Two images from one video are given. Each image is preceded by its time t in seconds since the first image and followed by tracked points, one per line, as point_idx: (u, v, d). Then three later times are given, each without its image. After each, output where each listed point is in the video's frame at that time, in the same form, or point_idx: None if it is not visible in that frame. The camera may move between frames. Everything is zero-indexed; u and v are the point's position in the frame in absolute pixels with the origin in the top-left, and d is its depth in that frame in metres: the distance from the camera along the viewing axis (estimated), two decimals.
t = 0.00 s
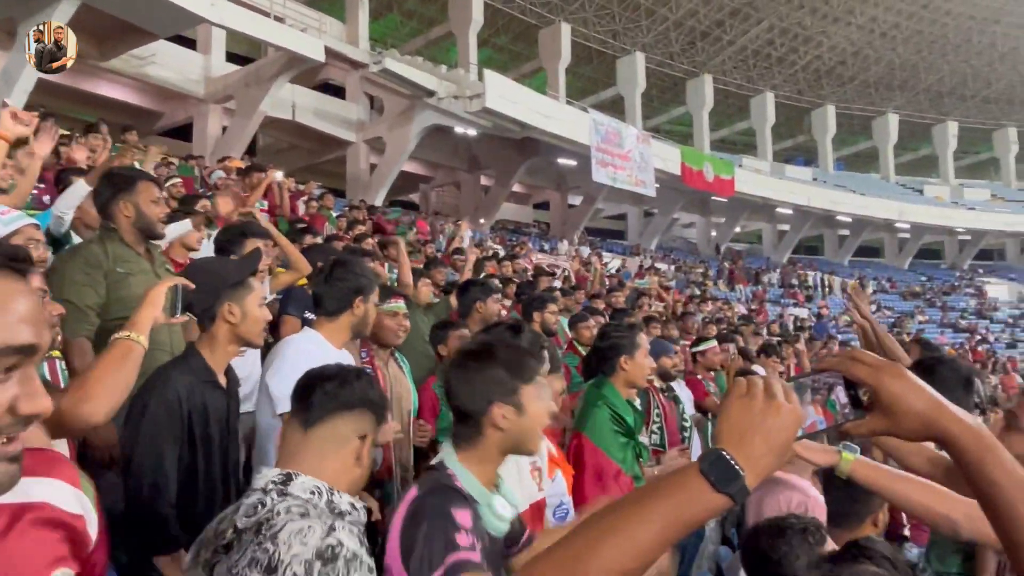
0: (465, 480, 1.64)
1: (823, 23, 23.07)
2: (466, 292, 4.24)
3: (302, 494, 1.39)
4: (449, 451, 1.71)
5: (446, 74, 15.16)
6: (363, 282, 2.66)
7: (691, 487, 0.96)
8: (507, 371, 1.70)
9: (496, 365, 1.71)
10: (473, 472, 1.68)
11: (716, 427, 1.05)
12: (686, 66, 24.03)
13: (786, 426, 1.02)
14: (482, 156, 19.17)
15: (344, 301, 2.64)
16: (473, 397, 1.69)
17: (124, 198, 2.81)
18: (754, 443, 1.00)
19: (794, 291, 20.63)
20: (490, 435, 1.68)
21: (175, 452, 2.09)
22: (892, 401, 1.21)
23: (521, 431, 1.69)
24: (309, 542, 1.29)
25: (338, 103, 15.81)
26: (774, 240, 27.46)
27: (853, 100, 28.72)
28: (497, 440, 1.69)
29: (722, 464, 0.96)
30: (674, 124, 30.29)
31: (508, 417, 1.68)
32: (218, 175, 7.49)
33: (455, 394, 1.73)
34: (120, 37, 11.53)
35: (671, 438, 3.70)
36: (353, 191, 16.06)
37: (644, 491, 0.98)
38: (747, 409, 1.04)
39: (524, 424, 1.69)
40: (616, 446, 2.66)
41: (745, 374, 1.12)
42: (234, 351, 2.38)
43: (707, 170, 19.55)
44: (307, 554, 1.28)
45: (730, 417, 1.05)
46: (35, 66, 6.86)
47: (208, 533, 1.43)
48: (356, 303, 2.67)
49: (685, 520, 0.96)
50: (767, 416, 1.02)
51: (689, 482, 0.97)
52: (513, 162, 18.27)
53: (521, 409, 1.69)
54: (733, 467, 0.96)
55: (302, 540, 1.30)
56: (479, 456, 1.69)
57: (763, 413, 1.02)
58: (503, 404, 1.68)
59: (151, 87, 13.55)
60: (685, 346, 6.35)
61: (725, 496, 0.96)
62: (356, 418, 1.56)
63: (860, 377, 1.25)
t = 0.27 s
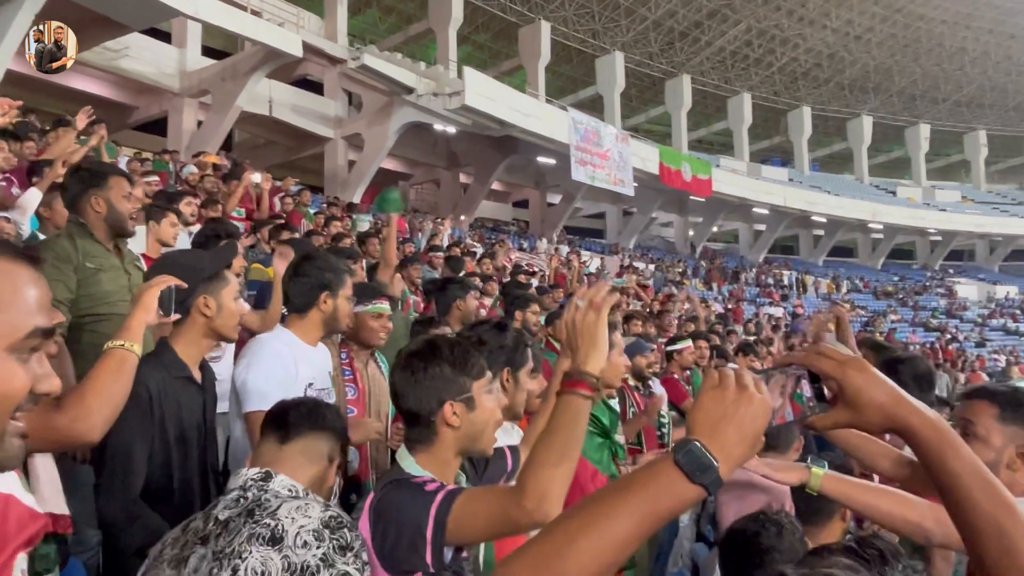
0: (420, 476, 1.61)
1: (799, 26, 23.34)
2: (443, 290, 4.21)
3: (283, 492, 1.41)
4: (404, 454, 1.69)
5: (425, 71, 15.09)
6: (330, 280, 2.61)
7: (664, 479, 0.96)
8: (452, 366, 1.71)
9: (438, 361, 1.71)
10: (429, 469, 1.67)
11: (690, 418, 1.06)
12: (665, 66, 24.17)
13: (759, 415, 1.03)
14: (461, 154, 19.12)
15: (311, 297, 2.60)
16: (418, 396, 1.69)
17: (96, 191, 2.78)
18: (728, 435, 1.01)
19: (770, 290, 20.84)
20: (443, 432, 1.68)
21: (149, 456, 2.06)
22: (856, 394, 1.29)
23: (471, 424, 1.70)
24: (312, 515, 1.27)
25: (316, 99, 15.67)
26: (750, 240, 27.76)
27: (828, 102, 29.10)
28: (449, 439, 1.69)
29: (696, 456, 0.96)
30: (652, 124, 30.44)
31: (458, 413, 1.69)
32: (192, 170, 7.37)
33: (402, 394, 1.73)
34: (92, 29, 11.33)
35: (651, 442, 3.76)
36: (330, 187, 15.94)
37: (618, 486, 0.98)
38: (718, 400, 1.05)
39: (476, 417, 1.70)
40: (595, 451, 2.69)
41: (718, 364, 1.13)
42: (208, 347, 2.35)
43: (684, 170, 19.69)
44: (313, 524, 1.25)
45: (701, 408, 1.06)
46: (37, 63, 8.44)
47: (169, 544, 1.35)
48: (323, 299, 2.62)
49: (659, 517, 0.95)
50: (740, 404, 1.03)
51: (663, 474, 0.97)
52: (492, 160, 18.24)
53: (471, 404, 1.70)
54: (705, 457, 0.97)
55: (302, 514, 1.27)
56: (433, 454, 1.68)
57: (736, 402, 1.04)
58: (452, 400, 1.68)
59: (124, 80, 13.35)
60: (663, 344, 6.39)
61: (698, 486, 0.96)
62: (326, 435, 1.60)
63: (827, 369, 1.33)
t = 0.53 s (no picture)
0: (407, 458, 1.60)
1: (776, 27, 23.55)
2: (424, 288, 4.19)
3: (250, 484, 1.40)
4: (390, 439, 1.68)
5: (404, 67, 15.00)
6: (291, 271, 2.58)
7: (645, 472, 0.97)
8: (445, 354, 1.70)
9: (430, 347, 1.70)
10: (415, 454, 1.65)
11: (669, 406, 1.07)
12: (643, 65, 24.26)
13: (737, 404, 1.04)
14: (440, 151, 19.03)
15: (274, 291, 2.57)
16: (409, 382, 1.68)
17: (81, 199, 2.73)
18: (707, 425, 1.01)
19: (746, 289, 21.05)
20: (432, 419, 1.67)
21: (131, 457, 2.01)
22: (822, 385, 1.33)
23: (462, 410, 1.70)
24: (290, 509, 1.28)
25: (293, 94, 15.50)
26: (727, 239, 28.00)
27: (803, 104, 29.40)
28: (440, 425, 1.68)
29: (678, 447, 0.97)
30: (631, 123, 30.54)
31: (449, 399, 1.68)
32: (165, 164, 7.23)
33: (393, 378, 1.71)
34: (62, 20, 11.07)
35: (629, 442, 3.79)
36: (307, 184, 15.79)
37: (597, 480, 0.98)
38: (696, 387, 1.06)
39: (465, 404, 1.70)
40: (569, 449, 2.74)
41: (695, 355, 1.14)
42: (187, 345, 2.32)
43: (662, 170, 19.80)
44: (291, 520, 1.26)
45: (679, 396, 1.07)
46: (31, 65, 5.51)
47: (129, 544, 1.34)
48: (285, 295, 2.58)
49: (640, 510, 0.96)
50: (717, 391, 1.05)
51: (645, 467, 0.97)
52: (471, 158, 18.18)
53: (461, 390, 1.69)
54: (688, 449, 0.97)
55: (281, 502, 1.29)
56: (423, 441, 1.66)
57: (715, 389, 1.05)
58: (444, 387, 1.68)
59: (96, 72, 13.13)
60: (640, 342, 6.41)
61: (681, 476, 0.97)
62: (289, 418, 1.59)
63: (797, 362, 1.39)
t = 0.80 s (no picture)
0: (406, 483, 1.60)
1: (753, 28, 23.74)
2: (403, 286, 4.16)
3: (243, 498, 1.27)
4: (392, 454, 1.67)
5: (383, 63, 14.89)
6: (257, 264, 2.57)
7: (629, 468, 0.97)
8: (477, 384, 1.71)
9: (464, 376, 1.70)
10: (415, 476, 1.65)
11: (647, 406, 1.08)
12: (623, 65, 24.36)
13: (714, 399, 1.07)
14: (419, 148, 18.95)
15: (240, 289, 2.56)
16: (434, 404, 1.65)
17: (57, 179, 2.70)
18: (686, 421, 1.03)
19: (723, 287, 21.23)
20: (449, 445, 1.67)
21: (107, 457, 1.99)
22: (789, 378, 1.32)
23: (477, 445, 1.72)
24: (286, 535, 1.19)
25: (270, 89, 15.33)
26: (704, 237, 28.23)
27: (779, 105, 29.70)
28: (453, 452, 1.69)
29: (662, 442, 0.98)
30: (610, 121, 30.65)
31: (469, 432, 1.69)
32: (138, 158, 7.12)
33: (419, 396, 1.66)
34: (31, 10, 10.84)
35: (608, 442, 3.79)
36: (284, 180, 15.65)
37: (582, 477, 0.98)
38: (675, 383, 1.09)
39: (482, 436, 1.73)
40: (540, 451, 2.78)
41: (669, 348, 1.16)
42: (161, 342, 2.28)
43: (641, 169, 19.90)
44: (288, 547, 1.17)
45: (658, 392, 1.09)
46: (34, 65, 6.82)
47: (104, 545, 1.23)
48: (250, 290, 2.57)
49: (624, 505, 0.97)
50: (697, 388, 1.07)
51: (627, 464, 0.98)
52: (449, 155, 18.12)
53: (479, 423, 1.70)
54: (672, 445, 0.98)
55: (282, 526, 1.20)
56: (424, 463, 1.66)
57: (693, 386, 1.07)
58: (467, 417, 1.67)
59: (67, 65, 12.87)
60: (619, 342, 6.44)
61: (663, 471, 0.98)
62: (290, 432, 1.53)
63: (763, 355, 1.35)
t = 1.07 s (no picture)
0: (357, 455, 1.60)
1: (731, 28, 23.96)
2: (382, 282, 4.14)
3: (240, 510, 1.09)
4: (335, 442, 1.65)
5: (362, 58, 14.77)
6: (235, 263, 2.57)
7: (615, 464, 0.98)
8: (388, 342, 1.70)
9: (370, 340, 1.68)
10: (362, 447, 1.64)
11: (631, 401, 1.09)
12: (602, 63, 24.41)
13: (699, 392, 1.10)
14: (399, 144, 18.86)
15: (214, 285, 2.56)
16: (350, 373, 1.64)
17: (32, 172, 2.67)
18: (671, 416, 1.05)
19: (701, 286, 21.43)
20: (380, 408, 1.66)
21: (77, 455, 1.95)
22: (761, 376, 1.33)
23: (406, 398, 1.69)
24: (288, 561, 0.99)
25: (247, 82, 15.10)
26: (682, 235, 28.46)
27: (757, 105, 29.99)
28: (388, 413, 1.68)
29: (648, 436, 1.00)
30: (589, 119, 30.72)
31: (395, 386, 1.67)
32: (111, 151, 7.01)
33: (330, 373, 1.66)
34: None
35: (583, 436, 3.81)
36: (262, 175, 15.47)
37: (571, 472, 0.99)
38: (660, 378, 1.10)
39: (412, 388, 1.70)
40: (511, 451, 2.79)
41: (651, 343, 1.18)
42: (132, 341, 2.26)
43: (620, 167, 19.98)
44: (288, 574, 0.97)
45: (645, 386, 1.10)
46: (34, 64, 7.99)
47: (78, 548, 1.03)
48: (225, 286, 2.57)
49: (612, 500, 0.97)
50: (682, 384, 1.09)
51: (615, 461, 0.98)
52: (429, 151, 18.07)
53: (405, 375, 1.68)
54: (659, 441, 1.00)
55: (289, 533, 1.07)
56: (368, 437, 1.65)
57: (678, 382, 1.09)
58: (391, 376, 1.66)
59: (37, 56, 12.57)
60: (596, 338, 6.50)
61: (650, 470, 0.99)
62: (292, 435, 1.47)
63: (739, 353, 1.37)
